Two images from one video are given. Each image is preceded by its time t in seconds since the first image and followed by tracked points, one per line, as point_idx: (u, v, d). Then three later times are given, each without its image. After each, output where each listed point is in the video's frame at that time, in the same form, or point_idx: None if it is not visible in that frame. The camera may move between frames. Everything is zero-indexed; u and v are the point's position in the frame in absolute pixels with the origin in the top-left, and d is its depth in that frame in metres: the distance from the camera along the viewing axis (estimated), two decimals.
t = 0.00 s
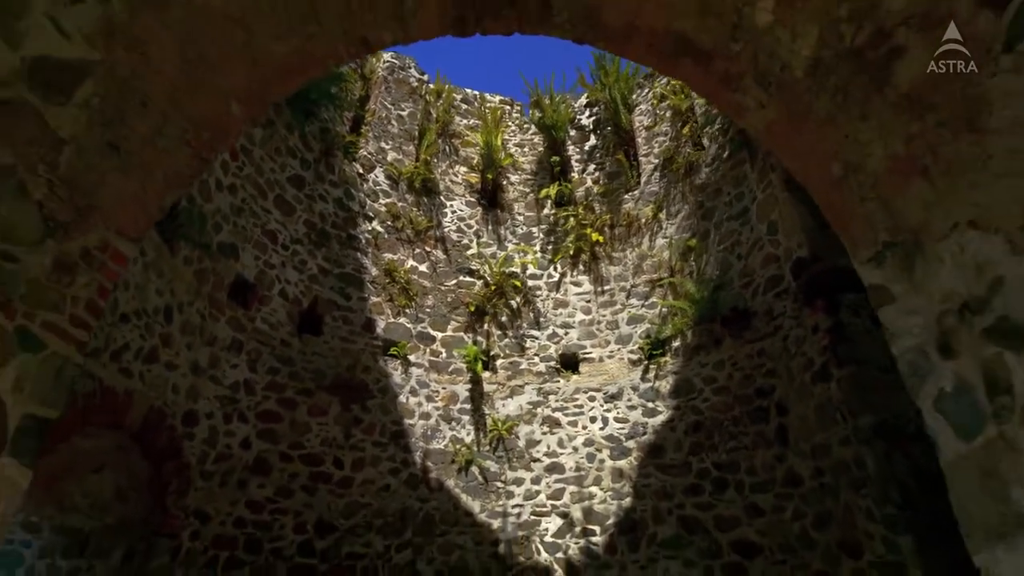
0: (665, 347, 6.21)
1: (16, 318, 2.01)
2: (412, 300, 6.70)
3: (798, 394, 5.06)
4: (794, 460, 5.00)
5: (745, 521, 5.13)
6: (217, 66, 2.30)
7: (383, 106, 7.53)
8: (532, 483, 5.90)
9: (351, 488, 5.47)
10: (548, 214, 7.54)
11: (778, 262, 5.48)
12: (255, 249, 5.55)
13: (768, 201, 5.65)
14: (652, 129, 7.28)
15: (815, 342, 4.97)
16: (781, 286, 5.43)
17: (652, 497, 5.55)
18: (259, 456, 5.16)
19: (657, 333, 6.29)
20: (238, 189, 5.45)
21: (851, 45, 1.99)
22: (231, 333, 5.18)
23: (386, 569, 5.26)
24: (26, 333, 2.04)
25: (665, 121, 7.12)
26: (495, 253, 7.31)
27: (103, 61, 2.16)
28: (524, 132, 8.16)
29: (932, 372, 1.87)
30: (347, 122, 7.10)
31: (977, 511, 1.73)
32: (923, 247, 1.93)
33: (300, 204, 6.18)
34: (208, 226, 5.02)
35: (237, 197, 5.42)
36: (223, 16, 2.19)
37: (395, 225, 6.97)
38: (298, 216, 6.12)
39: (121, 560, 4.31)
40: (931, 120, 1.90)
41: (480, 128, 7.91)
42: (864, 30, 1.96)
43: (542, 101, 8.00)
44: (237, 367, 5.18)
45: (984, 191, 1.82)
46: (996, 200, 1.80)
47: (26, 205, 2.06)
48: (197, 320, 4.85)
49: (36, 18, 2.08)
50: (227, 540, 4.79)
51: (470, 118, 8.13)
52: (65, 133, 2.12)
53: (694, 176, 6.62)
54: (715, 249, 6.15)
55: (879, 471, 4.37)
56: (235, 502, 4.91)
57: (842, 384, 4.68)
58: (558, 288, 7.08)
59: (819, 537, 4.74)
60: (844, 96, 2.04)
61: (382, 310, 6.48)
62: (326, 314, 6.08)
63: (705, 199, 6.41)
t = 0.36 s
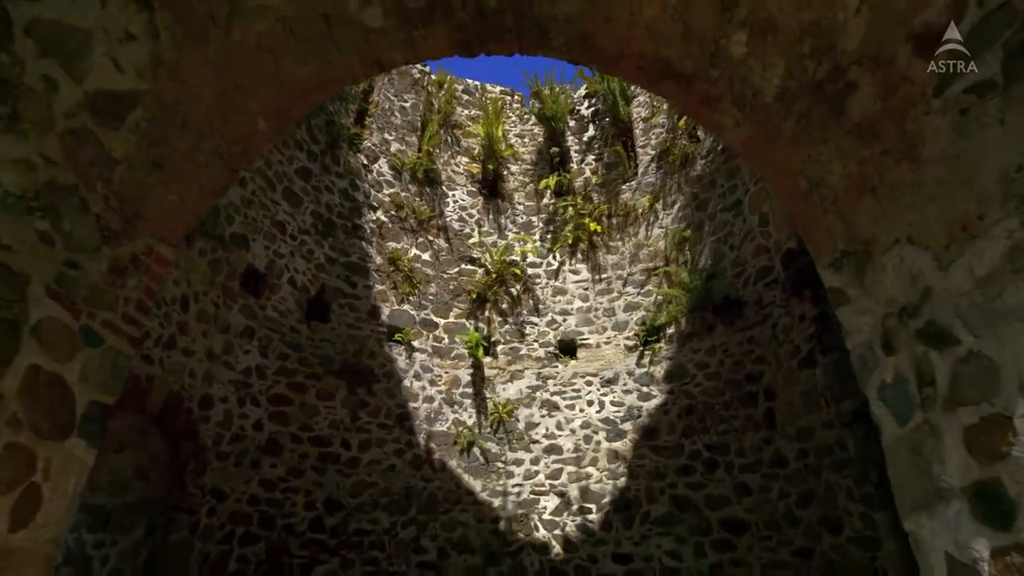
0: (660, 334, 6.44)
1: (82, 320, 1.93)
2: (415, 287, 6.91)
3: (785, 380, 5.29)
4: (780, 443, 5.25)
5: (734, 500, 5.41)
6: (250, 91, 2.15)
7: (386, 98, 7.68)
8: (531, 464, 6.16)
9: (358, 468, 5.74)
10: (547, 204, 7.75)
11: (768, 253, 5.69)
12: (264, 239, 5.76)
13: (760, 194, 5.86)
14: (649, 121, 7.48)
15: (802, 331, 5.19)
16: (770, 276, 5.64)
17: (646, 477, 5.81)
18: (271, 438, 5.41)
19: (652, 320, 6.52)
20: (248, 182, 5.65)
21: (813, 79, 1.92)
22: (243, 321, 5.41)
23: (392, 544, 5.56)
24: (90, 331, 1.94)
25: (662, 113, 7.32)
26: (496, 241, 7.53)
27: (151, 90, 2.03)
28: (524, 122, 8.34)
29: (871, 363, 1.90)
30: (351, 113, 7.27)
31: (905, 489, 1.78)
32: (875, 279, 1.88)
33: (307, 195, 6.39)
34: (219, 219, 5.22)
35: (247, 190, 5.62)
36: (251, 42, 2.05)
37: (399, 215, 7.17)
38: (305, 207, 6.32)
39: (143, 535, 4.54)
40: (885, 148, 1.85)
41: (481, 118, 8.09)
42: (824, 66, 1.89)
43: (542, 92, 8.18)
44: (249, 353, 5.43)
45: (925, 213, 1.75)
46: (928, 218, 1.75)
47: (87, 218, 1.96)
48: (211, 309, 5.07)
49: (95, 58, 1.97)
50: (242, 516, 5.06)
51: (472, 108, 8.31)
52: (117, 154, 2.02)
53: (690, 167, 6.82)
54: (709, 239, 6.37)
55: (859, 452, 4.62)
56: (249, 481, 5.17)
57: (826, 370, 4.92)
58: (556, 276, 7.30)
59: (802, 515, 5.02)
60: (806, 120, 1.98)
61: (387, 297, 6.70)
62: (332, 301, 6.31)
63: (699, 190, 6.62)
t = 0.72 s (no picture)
0: (654, 325, 6.70)
1: (138, 324, 2.02)
2: (419, 279, 7.16)
3: (773, 370, 5.54)
4: (767, 429, 5.52)
5: (724, 483, 5.69)
6: (275, 112, 2.28)
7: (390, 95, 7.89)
8: (530, 449, 6.43)
9: (365, 453, 6.01)
10: (547, 198, 7.98)
11: (758, 248, 5.91)
12: (274, 235, 5.99)
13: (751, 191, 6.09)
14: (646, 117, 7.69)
15: (789, 323, 5.43)
16: (760, 270, 5.88)
17: (640, 462, 6.08)
18: (282, 425, 5.67)
19: (647, 312, 6.78)
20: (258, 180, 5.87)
21: (776, 107, 2.03)
22: (255, 314, 5.66)
23: (398, 526, 5.83)
24: (143, 331, 2.04)
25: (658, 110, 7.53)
26: (496, 235, 7.78)
27: (194, 118, 2.08)
28: (524, 118, 8.56)
29: (832, 361, 1.97)
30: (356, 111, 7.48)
31: (857, 470, 1.79)
32: (829, 289, 1.98)
33: (315, 191, 6.62)
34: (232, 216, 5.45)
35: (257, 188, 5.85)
36: (278, 72, 2.19)
37: (402, 209, 7.41)
38: (313, 202, 6.56)
39: (165, 515, 4.65)
40: (835, 172, 1.90)
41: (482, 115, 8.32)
42: (787, 98, 1.97)
43: (541, 89, 8.40)
44: (261, 344, 5.68)
45: (868, 233, 1.76)
46: (871, 237, 1.74)
47: (141, 236, 2.01)
48: (225, 303, 5.30)
49: (146, 94, 1.96)
50: (256, 499, 5.33)
51: (472, 104, 8.54)
52: (163, 176, 2.06)
53: (684, 163, 7.05)
54: (702, 233, 6.60)
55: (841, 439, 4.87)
56: (262, 465, 5.44)
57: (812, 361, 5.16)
58: (555, 269, 7.56)
59: (788, 498, 5.32)
60: (775, 142, 2.12)
61: (392, 289, 6.95)
62: (339, 294, 6.56)
63: (693, 186, 6.85)
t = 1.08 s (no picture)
0: (649, 320, 6.95)
1: (181, 329, 2.28)
2: (422, 276, 7.41)
3: (762, 364, 5.78)
4: (755, 420, 5.80)
5: (714, 472, 5.98)
6: (297, 137, 2.52)
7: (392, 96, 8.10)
8: (529, 439, 6.71)
9: (371, 443, 6.28)
10: (545, 196, 8.23)
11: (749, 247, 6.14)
12: (283, 235, 6.22)
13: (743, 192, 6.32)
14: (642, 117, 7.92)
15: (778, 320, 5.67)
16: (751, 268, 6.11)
17: (635, 451, 6.35)
18: (292, 416, 5.93)
19: (642, 307, 7.04)
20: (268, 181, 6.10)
21: (747, 137, 2.28)
22: (266, 310, 5.90)
23: (403, 512, 6.11)
24: (184, 338, 2.29)
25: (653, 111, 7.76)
26: (496, 232, 8.03)
27: (228, 147, 2.32)
28: (523, 118, 8.79)
29: (795, 363, 2.24)
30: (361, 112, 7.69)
31: (814, 458, 2.06)
32: (794, 298, 2.25)
33: (321, 191, 6.84)
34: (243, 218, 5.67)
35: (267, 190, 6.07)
36: (302, 103, 2.44)
37: (406, 208, 7.65)
38: (320, 202, 6.78)
39: (183, 503, 4.90)
40: (798, 198, 2.15)
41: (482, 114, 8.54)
42: (758, 129, 2.20)
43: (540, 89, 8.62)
44: (272, 340, 5.93)
45: (825, 254, 2.01)
46: (827, 257, 2.00)
47: (180, 251, 2.26)
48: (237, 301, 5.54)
49: (189, 128, 2.15)
50: (268, 486, 5.60)
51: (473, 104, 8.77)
52: (201, 198, 2.30)
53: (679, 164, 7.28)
54: (696, 231, 6.83)
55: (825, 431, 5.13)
56: (274, 454, 5.71)
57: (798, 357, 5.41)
58: (553, 265, 7.82)
59: (775, 485, 5.63)
60: (748, 168, 2.36)
61: (395, 286, 7.19)
62: (345, 290, 6.80)
63: (687, 185, 7.08)
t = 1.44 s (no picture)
0: (645, 315, 7.20)
1: (216, 332, 2.53)
2: (425, 272, 7.64)
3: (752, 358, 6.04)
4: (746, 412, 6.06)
5: (706, 461, 6.25)
6: (318, 154, 2.76)
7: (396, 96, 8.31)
8: (529, 430, 6.97)
9: (377, 434, 6.54)
10: (545, 193, 8.47)
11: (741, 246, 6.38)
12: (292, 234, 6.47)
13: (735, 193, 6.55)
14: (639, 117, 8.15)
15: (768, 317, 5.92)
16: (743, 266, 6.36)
17: (631, 441, 6.62)
18: (302, 408, 6.19)
19: (639, 303, 7.29)
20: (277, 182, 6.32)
21: (727, 159, 2.52)
22: (277, 307, 6.18)
23: (408, 500, 6.36)
24: (219, 340, 2.54)
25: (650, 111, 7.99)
26: (498, 229, 8.29)
27: (257, 168, 2.56)
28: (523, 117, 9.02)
29: (769, 363, 2.49)
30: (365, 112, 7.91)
31: (784, 448, 2.31)
32: (769, 304, 2.50)
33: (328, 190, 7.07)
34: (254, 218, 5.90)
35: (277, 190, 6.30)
36: (323, 124, 2.68)
37: (409, 206, 7.88)
38: (326, 201, 7.02)
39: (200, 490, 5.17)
40: (772, 215, 2.40)
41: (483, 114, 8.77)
42: (737, 152, 2.44)
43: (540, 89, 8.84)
44: (283, 335, 6.20)
45: (794, 267, 2.26)
46: (795, 270, 2.25)
47: (215, 261, 2.50)
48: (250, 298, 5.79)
49: (225, 152, 2.39)
50: (280, 475, 5.87)
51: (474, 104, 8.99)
52: (233, 214, 2.54)
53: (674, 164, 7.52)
54: (691, 229, 7.06)
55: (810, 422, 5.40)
56: (285, 444, 5.97)
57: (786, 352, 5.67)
58: (552, 261, 8.07)
59: (764, 473, 5.91)
60: (728, 185, 2.60)
61: (400, 281, 7.42)
62: (352, 286, 7.05)
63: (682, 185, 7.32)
